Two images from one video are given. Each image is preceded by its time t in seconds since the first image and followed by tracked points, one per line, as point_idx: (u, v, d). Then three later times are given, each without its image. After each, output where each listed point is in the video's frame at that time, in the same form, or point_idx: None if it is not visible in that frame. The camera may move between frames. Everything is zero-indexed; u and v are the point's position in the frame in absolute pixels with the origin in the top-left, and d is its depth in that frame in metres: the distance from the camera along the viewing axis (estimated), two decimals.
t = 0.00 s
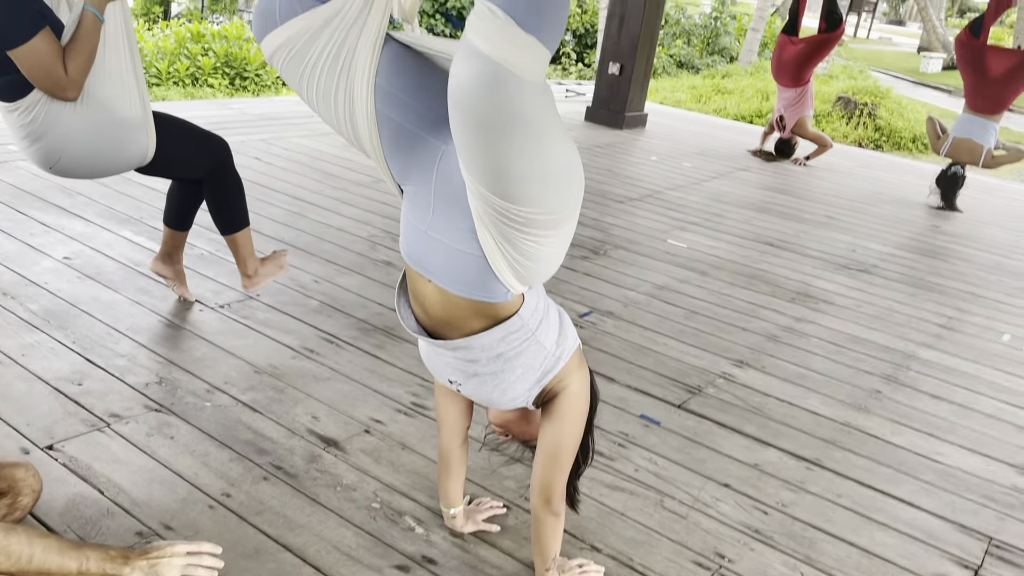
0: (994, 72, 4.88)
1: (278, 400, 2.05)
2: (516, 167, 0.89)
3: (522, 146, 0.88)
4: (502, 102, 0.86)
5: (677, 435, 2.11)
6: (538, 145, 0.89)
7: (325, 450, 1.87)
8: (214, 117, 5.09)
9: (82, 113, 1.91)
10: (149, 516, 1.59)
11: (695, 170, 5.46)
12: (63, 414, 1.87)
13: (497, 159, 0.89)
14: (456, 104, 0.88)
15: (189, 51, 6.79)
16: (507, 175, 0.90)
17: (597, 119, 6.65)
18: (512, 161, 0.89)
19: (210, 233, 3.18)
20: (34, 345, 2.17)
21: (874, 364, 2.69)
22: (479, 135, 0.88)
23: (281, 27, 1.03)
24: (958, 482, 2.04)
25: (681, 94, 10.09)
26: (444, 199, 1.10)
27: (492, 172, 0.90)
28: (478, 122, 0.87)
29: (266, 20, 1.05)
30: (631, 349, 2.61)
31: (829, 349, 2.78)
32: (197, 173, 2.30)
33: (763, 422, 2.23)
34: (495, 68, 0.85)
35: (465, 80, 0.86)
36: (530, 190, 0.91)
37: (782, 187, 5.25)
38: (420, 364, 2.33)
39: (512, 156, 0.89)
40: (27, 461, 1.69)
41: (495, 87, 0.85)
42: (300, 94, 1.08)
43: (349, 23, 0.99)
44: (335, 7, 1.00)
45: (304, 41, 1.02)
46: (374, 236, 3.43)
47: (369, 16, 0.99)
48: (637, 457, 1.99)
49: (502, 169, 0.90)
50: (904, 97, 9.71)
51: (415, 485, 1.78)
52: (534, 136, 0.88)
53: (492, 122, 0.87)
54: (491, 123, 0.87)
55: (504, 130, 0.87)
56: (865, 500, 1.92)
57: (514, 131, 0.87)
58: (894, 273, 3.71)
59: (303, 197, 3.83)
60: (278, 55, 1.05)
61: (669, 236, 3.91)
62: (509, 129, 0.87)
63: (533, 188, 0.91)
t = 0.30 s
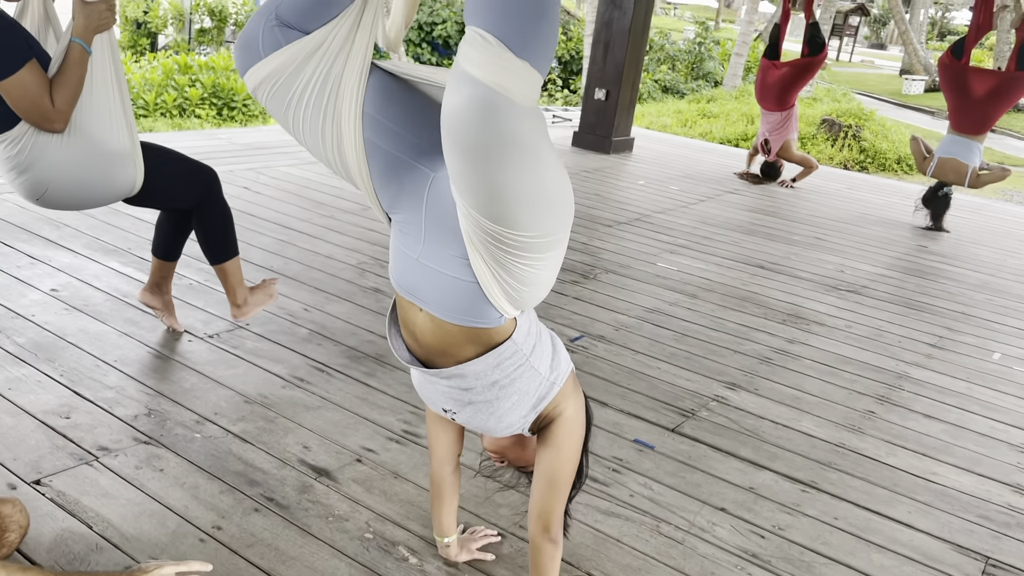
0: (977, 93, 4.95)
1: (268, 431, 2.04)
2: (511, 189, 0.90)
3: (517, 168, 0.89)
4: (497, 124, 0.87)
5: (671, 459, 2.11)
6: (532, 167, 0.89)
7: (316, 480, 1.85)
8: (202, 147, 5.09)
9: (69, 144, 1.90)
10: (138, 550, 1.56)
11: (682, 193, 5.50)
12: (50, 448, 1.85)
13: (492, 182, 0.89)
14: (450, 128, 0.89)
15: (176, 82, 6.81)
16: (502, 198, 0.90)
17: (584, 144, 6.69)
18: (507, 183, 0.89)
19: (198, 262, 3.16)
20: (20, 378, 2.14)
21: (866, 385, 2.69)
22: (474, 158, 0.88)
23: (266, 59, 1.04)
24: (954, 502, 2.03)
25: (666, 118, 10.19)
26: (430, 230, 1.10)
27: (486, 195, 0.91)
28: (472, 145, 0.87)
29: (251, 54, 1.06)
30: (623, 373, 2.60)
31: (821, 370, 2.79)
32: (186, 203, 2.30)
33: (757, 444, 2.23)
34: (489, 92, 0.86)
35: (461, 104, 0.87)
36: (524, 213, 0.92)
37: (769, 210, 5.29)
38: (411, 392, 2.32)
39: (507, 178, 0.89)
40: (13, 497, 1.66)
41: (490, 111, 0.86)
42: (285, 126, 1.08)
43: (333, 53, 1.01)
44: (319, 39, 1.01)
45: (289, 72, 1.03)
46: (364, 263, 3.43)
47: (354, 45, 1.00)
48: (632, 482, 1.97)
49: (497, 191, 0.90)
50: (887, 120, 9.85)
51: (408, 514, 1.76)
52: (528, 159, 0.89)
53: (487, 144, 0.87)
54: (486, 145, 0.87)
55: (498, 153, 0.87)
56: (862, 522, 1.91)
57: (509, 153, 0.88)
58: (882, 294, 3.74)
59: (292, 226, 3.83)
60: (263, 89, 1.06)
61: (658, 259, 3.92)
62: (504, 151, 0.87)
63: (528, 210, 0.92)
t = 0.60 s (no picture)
0: (975, 92, 4.97)
1: (273, 433, 2.04)
2: (502, 188, 0.89)
3: (507, 166, 0.88)
4: (483, 122, 0.86)
5: (676, 458, 2.10)
6: (523, 164, 0.89)
7: (322, 482, 1.85)
8: (202, 153, 5.10)
9: (70, 148, 1.90)
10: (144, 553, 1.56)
11: (682, 195, 5.51)
12: (54, 452, 1.85)
13: (482, 182, 0.89)
14: (438, 128, 0.88)
15: (175, 88, 6.82)
16: (493, 198, 0.90)
17: (584, 147, 6.70)
18: (497, 183, 0.89)
19: (200, 267, 3.17)
20: (24, 383, 2.14)
21: (869, 383, 2.69)
22: (463, 158, 0.88)
23: (266, 59, 1.04)
24: (959, 499, 2.03)
25: (665, 121, 10.20)
26: (429, 231, 1.10)
27: (477, 196, 0.90)
28: (461, 145, 0.87)
29: (251, 55, 1.06)
30: (626, 374, 2.61)
31: (824, 369, 2.79)
32: (188, 207, 2.30)
33: (761, 443, 2.23)
34: (474, 90, 0.85)
35: (446, 103, 0.86)
36: (517, 211, 0.91)
37: (769, 210, 5.29)
38: (415, 394, 2.32)
39: (497, 177, 0.88)
40: (18, 500, 1.66)
41: (476, 109, 0.85)
42: (285, 126, 1.08)
43: (331, 53, 1.01)
44: (318, 38, 1.02)
45: (288, 72, 1.03)
46: (365, 266, 3.43)
47: (352, 44, 1.01)
48: (637, 482, 1.97)
49: (488, 191, 0.89)
50: (885, 121, 9.87)
51: (413, 515, 1.76)
52: (518, 157, 0.88)
53: (475, 143, 0.86)
54: (475, 144, 0.86)
55: (487, 151, 0.87)
56: (867, 519, 1.91)
57: (497, 152, 0.87)
58: (884, 293, 3.74)
59: (293, 230, 3.83)
60: (262, 89, 1.06)
61: (659, 261, 3.93)
62: (492, 149, 0.87)
63: (521, 209, 0.91)
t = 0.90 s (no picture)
0: (972, 82, 4.97)
1: (274, 423, 2.04)
2: (491, 169, 0.89)
3: (496, 146, 0.87)
4: (472, 101, 0.85)
5: (676, 446, 2.11)
6: (512, 145, 0.88)
7: (324, 470, 1.85)
8: (198, 145, 5.08)
9: (68, 137, 1.90)
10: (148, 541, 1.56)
11: (680, 185, 5.50)
12: (56, 442, 1.85)
13: (471, 162, 0.88)
14: (426, 106, 0.88)
15: (170, 81, 6.79)
16: (483, 179, 0.90)
17: (581, 138, 6.69)
18: (486, 165, 0.88)
19: (198, 258, 3.16)
20: (24, 374, 2.14)
21: (867, 371, 2.70)
22: (452, 138, 0.87)
23: (266, 42, 1.03)
24: (958, 484, 2.05)
25: (662, 113, 10.18)
26: (424, 217, 1.10)
27: (467, 176, 0.90)
28: (449, 124, 0.87)
29: (251, 37, 1.05)
30: (625, 362, 2.61)
31: (822, 357, 2.80)
32: (187, 197, 2.30)
33: (761, 431, 2.23)
34: (463, 68, 0.85)
35: (434, 81, 0.86)
36: (507, 192, 0.91)
37: (766, 201, 5.29)
38: (415, 383, 2.32)
39: (486, 157, 0.88)
40: (20, 490, 1.66)
41: (465, 87, 0.85)
42: (285, 108, 1.08)
43: (332, 38, 1.01)
44: (319, 22, 1.01)
45: (288, 54, 1.02)
46: (364, 257, 3.43)
47: (352, 30, 1.00)
48: (638, 469, 1.98)
49: (477, 172, 0.89)
50: (882, 111, 9.87)
51: (415, 503, 1.76)
52: (507, 137, 0.88)
53: (463, 123, 0.86)
54: (464, 123, 0.86)
55: (476, 130, 0.86)
56: (867, 505, 1.92)
57: (487, 132, 0.86)
58: (881, 282, 3.75)
59: (291, 221, 3.83)
60: (263, 70, 1.05)
61: (657, 251, 3.93)
62: (481, 129, 0.86)
63: (511, 191, 0.91)
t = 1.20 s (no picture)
0: (968, 70, 4.97)
1: (270, 408, 2.04)
2: (471, 144, 0.89)
3: (474, 119, 0.87)
4: (446, 74, 0.86)
5: (672, 431, 2.12)
6: (490, 117, 0.88)
7: (320, 455, 1.85)
8: (193, 133, 5.05)
9: (61, 122, 1.89)
10: (145, 525, 1.56)
11: (676, 174, 5.50)
12: (52, 428, 1.84)
13: (450, 137, 0.88)
14: (403, 84, 0.88)
15: (164, 70, 6.75)
16: (463, 154, 0.90)
17: (577, 126, 6.67)
18: (466, 138, 0.88)
19: (193, 245, 3.15)
20: (20, 360, 2.14)
21: (863, 357, 2.71)
22: (429, 115, 0.88)
23: (256, 25, 1.02)
24: (952, 469, 2.06)
25: (658, 102, 10.16)
26: (415, 197, 1.10)
27: (447, 153, 0.90)
28: (426, 100, 0.87)
29: (242, 20, 1.04)
30: (621, 349, 2.61)
31: (818, 344, 2.80)
32: (181, 182, 2.29)
33: (756, 416, 2.24)
34: (436, 42, 0.85)
35: (408, 58, 0.86)
36: (488, 166, 0.91)
37: (762, 189, 5.29)
38: (411, 369, 2.32)
39: (464, 132, 0.88)
40: (17, 475, 1.66)
41: (438, 62, 0.85)
42: (276, 91, 1.07)
43: (321, 20, 1.00)
44: (308, 2, 1.00)
45: (279, 37, 1.01)
46: (359, 245, 3.42)
47: (341, 10, 1.00)
48: (634, 454, 1.99)
49: (456, 147, 0.89)
50: (878, 100, 9.86)
51: (412, 487, 1.77)
52: (485, 110, 0.88)
53: (440, 97, 0.86)
54: (439, 98, 0.86)
55: (453, 103, 0.86)
56: (862, 489, 1.93)
57: (463, 105, 0.87)
58: (877, 269, 3.76)
59: (286, 209, 3.82)
60: (254, 53, 1.04)
61: (654, 238, 3.93)
62: (458, 103, 0.86)
63: (493, 164, 0.91)
